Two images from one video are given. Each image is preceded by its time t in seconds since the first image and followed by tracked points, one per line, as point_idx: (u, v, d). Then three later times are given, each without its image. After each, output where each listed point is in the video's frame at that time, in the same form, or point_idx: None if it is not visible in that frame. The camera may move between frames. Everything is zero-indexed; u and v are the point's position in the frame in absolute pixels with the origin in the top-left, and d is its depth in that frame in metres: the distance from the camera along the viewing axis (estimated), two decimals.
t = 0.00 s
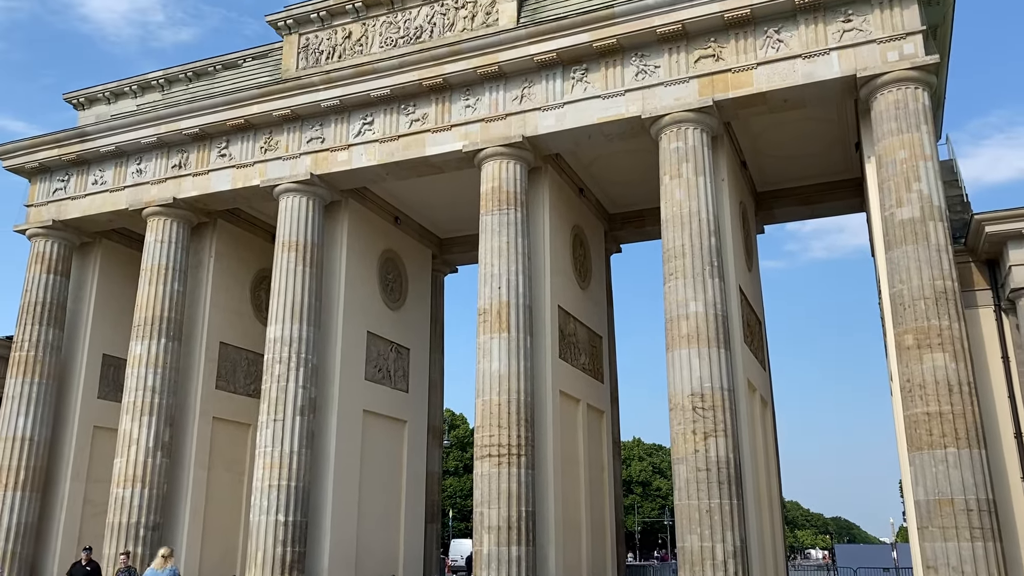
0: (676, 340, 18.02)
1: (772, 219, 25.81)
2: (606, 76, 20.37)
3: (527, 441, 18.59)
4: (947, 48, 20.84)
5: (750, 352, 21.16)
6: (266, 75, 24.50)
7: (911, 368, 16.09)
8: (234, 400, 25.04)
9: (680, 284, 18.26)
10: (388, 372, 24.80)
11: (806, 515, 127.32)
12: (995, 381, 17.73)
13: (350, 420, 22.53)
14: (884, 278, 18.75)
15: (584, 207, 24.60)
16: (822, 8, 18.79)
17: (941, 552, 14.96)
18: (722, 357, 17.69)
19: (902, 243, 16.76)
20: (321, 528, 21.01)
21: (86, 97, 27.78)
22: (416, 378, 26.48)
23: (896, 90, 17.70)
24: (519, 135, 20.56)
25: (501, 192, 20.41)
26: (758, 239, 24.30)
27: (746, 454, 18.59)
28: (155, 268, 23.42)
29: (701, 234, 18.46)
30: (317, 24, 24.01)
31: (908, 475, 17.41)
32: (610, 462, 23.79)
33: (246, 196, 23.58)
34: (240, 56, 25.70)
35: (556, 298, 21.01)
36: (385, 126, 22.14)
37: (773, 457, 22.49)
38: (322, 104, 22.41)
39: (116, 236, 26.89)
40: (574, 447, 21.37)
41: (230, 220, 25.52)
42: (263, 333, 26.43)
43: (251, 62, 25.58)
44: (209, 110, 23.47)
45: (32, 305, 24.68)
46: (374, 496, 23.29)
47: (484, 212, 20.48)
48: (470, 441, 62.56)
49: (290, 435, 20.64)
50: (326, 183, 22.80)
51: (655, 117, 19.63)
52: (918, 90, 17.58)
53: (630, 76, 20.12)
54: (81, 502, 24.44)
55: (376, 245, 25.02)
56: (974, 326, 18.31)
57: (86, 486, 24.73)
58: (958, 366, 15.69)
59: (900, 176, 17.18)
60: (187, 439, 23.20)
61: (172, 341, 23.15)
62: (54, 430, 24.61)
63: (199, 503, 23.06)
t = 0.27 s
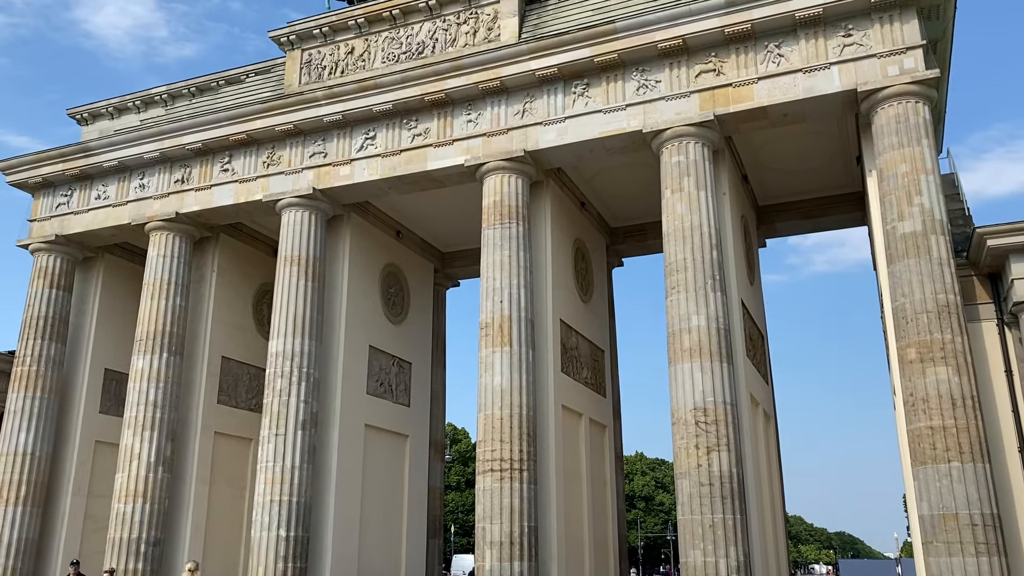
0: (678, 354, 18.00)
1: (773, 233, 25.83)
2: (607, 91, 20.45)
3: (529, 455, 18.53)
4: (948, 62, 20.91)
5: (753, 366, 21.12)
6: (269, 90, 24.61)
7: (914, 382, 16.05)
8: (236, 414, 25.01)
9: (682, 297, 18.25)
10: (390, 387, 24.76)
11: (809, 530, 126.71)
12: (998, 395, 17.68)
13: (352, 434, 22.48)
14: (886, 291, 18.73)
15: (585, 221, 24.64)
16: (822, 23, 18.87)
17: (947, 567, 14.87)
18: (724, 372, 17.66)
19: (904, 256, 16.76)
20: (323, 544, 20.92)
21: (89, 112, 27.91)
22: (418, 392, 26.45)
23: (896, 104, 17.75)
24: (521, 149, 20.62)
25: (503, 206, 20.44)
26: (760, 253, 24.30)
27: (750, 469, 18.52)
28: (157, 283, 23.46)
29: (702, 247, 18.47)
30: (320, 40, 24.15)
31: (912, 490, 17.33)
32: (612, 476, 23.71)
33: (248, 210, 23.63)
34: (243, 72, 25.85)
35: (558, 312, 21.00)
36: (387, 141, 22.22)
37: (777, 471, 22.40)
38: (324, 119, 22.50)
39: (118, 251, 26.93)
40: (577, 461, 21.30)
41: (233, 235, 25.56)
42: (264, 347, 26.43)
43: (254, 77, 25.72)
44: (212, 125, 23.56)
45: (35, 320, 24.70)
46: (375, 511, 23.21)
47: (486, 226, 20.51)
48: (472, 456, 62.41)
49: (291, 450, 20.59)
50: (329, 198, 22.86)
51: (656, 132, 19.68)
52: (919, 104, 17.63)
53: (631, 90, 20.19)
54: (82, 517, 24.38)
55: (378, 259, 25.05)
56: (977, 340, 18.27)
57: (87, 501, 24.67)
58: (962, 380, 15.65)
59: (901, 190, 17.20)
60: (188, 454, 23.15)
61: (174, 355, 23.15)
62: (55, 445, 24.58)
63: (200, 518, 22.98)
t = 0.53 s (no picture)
0: (681, 369, 17.95)
1: (775, 247, 25.83)
2: (609, 106, 20.50)
3: (532, 470, 18.45)
4: (948, 76, 20.95)
5: (755, 380, 21.05)
6: (271, 105, 24.69)
7: (917, 396, 15.99)
8: (237, 430, 24.95)
9: (684, 311, 18.23)
10: (392, 402, 24.70)
11: (813, 545, 126.04)
12: (1002, 410, 17.61)
13: (353, 449, 22.40)
14: (889, 305, 18.69)
15: (587, 235, 24.64)
16: (823, 38, 18.93)
17: None
18: (727, 386, 17.61)
19: (907, 270, 16.73)
20: (324, 560, 20.80)
21: (93, 128, 28.00)
22: (419, 407, 26.37)
23: (898, 118, 17.78)
24: (523, 163, 20.64)
25: (505, 220, 20.45)
26: (762, 267, 24.28)
27: (753, 484, 18.43)
28: (159, 298, 23.46)
29: (705, 261, 18.46)
30: (322, 55, 24.25)
31: (917, 505, 17.23)
32: (615, 492, 23.60)
33: (250, 225, 23.66)
34: (246, 87, 25.97)
35: (559, 326, 20.96)
36: (389, 156, 22.26)
37: (780, 487, 22.30)
38: (326, 134, 22.56)
39: (120, 265, 26.94)
40: (579, 476, 21.21)
41: (235, 250, 25.57)
42: (266, 362, 26.39)
43: (257, 92, 25.82)
44: (214, 140, 23.63)
45: (36, 335, 24.70)
46: (377, 526, 23.10)
47: (487, 241, 20.51)
48: (474, 471, 62.23)
49: (292, 465, 20.53)
50: (331, 213, 22.88)
51: (658, 146, 19.71)
52: (920, 119, 17.66)
53: (633, 105, 20.24)
54: (82, 532, 24.28)
55: (379, 273, 25.05)
56: (980, 354, 18.22)
57: (87, 517, 24.57)
58: (965, 394, 15.59)
59: (903, 204, 17.19)
60: (189, 469, 23.07)
61: (175, 370, 23.13)
62: (56, 460, 24.52)
63: (201, 534, 22.88)
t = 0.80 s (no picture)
0: (683, 383, 17.91)
1: (777, 261, 25.83)
2: (610, 121, 20.56)
3: (534, 486, 18.38)
4: (949, 91, 21.01)
5: (758, 395, 21.01)
6: (274, 121, 24.79)
7: (920, 411, 15.94)
8: (238, 445, 24.91)
9: (686, 326, 18.21)
10: (393, 416, 24.65)
11: (817, 560, 125.34)
12: (1006, 424, 17.54)
13: (355, 465, 22.33)
14: (892, 319, 18.67)
15: (589, 249, 24.66)
16: (823, 53, 19.01)
17: None
18: (729, 401, 17.56)
19: (909, 284, 16.72)
20: None
21: (96, 143, 28.12)
22: (421, 422, 26.32)
23: (899, 132, 17.82)
24: (524, 178, 20.69)
25: (506, 235, 20.47)
26: (764, 281, 24.28)
27: (756, 499, 18.34)
28: (161, 313, 23.49)
29: (706, 276, 18.46)
30: (325, 71, 24.37)
31: (921, 520, 17.14)
32: (617, 507, 23.50)
33: (253, 240, 23.69)
34: (249, 103, 26.09)
35: (561, 340, 20.93)
36: (391, 171, 22.32)
37: (783, 502, 22.20)
38: (329, 149, 22.63)
39: (123, 280, 26.98)
40: (581, 491, 21.13)
41: (237, 265, 25.61)
42: (268, 377, 26.38)
43: (259, 108, 25.93)
44: (217, 156, 23.71)
45: (39, 350, 24.71)
46: (378, 542, 23.00)
47: (489, 255, 20.53)
48: (476, 486, 62.08)
49: (294, 480, 20.46)
50: (333, 227, 22.92)
51: (659, 161, 19.75)
52: (921, 133, 17.69)
53: (634, 120, 20.31)
54: (83, 548, 24.19)
55: (382, 288, 25.07)
56: (983, 368, 18.18)
57: (88, 532, 24.49)
58: (969, 409, 15.54)
59: (904, 218, 17.20)
60: (190, 485, 23.01)
61: (177, 385, 23.11)
62: (57, 475, 24.47)
63: (202, 550, 22.78)
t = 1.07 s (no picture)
0: (686, 398, 17.86)
1: (779, 275, 25.81)
2: (611, 136, 20.62)
3: (536, 501, 18.31)
4: (949, 105, 21.05)
5: (761, 409, 20.95)
6: (276, 136, 24.87)
7: (924, 425, 15.87)
8: (240, 460, 24.84)
9: (689, 340, 18.18)
10: (395, 431, 24.59)
11: None
12: (1011, 439, 17.48)
13: (357, 480, 22.26)
14: (894, 333, 18.64)
15: (591, 263, 24.66)
16: (824, 68, 19.08)
17: None
18: (732, 416, 17.51)
19: (911, 298, 16.71)
20: None
21: (99, 159, 28.23)
22: (423, 437, 26.25)
23: (900, 147, 17.84)
24: (526, 193, 20.73)
25: (508, 249, 20.49)
26: (766, 295, 24.26)
27: (760, 514, 18.25)
28: (163, 328, 23.50)
29: (708, 290, 18.45)
30: (327, 87, 24.47)
31: (926, 535, 17.04)
32: (620, 522, 23.40)
33: (255, 255, 23.72)
34: (251, 118, 26.20)
35: (563, 355, 20.90)
36: (394, 186, 22.36)
37: (787, 517, 22.10)
38: (331, 164, 22.69)
39: (125, 295, 26.99)
40: (584, 507, 21.04)
41: (239, 279, 25.63)
42: (269, 392, 26.35)
43: (262, 123, 26.03)
44: (220, 171, 23.78)
45: (40, 365, 24.71)
46: (380, 558, 22.88)
47: (491, 270, 20.54)
48: (478, 502, 61.84)
49: (295, 496, 20.39)
50: (335, 242, 22.95)
51: (660, 175, 19.79)
52: (922, 147, 17.72)
53: (635, 135, 20.36)
54: (83, 564, 24.10)
55: (383, 302, 25.07)
56: (987, 382, 18.13)
57: (88, 549, 24.41)
58: (972, 423, 15.48)
59: (906, 232, 17.20)
60: (191, 500, 22.94)
61: (178, 400, 23.09)
62: (58, 491, 24.41)
63: (202, 566, 22.69)
